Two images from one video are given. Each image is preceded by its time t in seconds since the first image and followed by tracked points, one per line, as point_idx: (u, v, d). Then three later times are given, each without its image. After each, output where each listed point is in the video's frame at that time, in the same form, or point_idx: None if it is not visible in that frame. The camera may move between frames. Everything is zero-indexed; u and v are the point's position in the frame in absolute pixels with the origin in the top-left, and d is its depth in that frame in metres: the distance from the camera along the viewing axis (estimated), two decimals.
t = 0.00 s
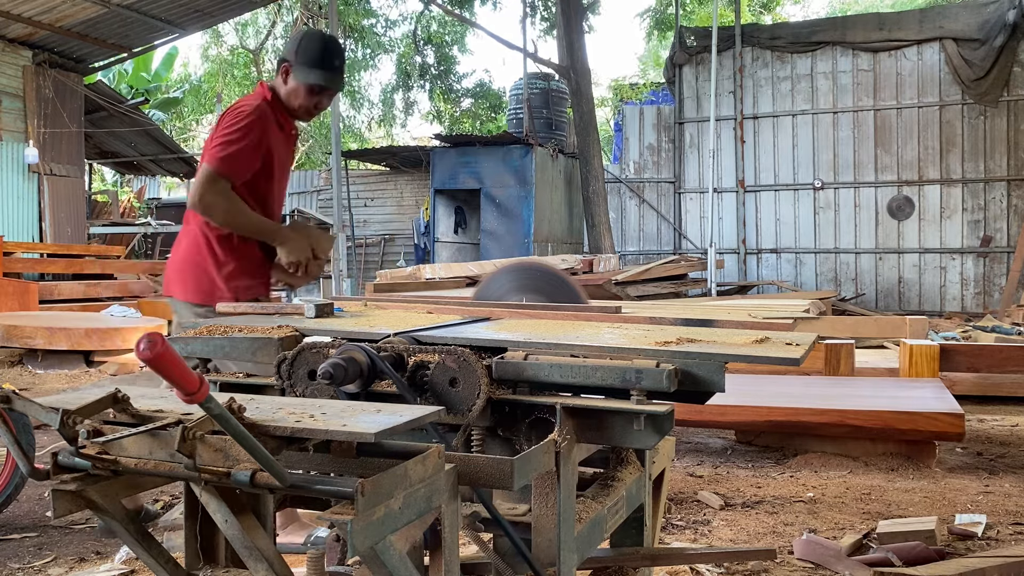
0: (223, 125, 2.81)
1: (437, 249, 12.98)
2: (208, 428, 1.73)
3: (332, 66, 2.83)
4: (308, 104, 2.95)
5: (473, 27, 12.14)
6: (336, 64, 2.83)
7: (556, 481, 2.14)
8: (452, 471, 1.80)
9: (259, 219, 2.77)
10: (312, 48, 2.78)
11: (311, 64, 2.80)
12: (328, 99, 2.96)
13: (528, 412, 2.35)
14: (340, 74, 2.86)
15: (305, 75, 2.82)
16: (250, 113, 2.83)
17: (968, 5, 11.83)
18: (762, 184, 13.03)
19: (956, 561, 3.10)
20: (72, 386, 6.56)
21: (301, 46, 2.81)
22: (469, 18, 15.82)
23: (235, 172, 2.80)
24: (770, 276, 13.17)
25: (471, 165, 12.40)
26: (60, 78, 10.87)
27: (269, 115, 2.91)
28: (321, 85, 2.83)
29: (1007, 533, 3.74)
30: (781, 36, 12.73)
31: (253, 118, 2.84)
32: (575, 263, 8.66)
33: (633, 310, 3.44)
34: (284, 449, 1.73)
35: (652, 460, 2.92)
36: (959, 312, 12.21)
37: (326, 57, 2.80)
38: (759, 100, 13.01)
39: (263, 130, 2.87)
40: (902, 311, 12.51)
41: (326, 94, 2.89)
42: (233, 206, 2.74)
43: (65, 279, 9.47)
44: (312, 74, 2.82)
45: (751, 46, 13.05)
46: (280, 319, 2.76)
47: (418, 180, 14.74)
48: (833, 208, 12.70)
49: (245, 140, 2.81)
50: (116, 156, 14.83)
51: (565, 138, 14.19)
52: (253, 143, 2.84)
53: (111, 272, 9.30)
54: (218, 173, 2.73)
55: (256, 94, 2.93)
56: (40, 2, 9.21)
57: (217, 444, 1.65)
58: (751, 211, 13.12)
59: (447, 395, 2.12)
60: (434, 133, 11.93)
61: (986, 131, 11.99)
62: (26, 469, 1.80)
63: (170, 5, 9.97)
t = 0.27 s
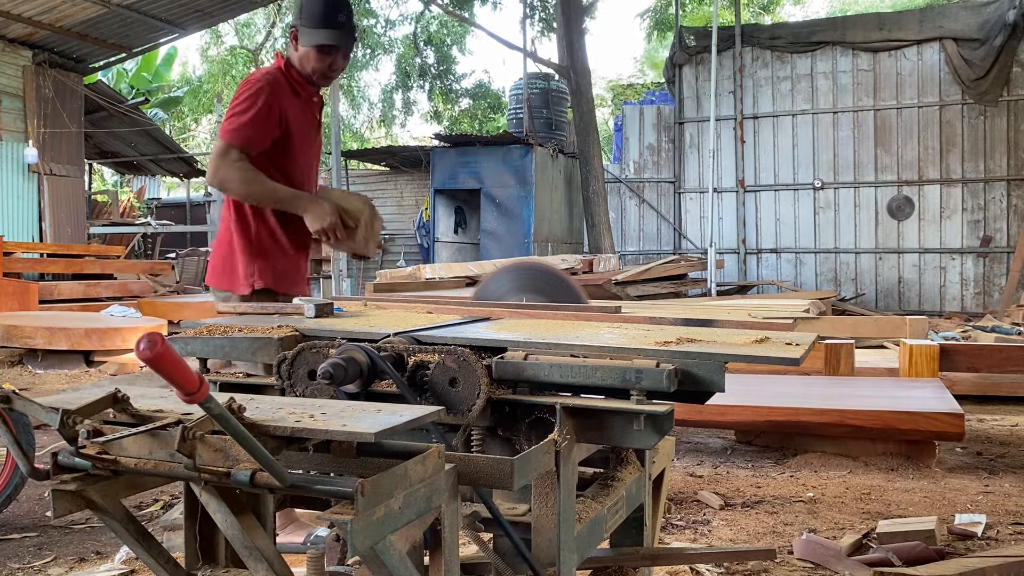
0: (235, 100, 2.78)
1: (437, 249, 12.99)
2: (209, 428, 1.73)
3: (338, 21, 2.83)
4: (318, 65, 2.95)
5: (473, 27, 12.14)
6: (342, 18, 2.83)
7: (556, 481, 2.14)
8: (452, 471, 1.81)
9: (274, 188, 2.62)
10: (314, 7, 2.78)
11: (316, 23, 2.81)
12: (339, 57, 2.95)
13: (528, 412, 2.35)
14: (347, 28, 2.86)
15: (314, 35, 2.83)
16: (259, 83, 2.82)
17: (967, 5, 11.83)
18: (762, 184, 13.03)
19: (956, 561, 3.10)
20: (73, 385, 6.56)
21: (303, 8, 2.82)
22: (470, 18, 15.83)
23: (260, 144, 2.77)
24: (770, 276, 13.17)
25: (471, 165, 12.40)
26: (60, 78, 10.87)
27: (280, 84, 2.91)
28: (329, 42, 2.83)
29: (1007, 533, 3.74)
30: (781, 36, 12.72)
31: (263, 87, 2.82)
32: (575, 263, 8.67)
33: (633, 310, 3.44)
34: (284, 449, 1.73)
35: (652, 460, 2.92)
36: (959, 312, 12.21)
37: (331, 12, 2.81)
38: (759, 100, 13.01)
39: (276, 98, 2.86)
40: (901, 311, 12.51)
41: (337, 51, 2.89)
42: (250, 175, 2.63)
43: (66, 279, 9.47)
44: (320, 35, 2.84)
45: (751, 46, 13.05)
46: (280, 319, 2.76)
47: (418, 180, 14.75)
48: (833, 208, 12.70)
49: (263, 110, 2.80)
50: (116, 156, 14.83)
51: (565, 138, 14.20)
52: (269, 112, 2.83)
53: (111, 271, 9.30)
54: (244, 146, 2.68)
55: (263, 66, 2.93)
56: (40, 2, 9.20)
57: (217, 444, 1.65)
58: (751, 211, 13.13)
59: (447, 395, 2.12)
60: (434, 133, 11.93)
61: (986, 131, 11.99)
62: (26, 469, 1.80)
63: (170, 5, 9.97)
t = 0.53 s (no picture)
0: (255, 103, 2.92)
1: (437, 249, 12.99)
2: (208, 428, 1.73)
3: (366, 16, 2.88)
4: (347, 61, 3.00)
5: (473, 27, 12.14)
6: (368, 16, 2.89)
7: (556, 481, 2.13)
8: (452, 471, 1.81)
9: (291, 186, 2.74)
10: (341, 4, 2.84)
11: (347, 19, 2.87)
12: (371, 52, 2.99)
13: (528, 412, 2.35)
14: (375, 24, 2.90)
15: (345, 30, 2.88)
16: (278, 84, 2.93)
17: (967, 5, 11.84)
18: (762, 184, 13.03)
19: (956, 561, 3.10)
20: (73, 386, 6.57)
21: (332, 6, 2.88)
22: (470, 18, 15.83)
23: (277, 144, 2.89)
24: (770, 276, 13.18)
25: (471, 165, 12.40)
26: (60, 78, 10.88)
27: (301, 82, 3.00)
28: (358, 38, 2.88)
29: (1007, 533, 3.74)
30: (781, 36, 12.72)
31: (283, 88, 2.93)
32: (575, 263, 8.68)
33: (632, 310, 3.44)
34: (284, 448, 1.73)
35: (652, 460, 2.92)
36: (960, 312, 12.21)
37: (360, 8, 2.86)
38: (759, 100, 13.01)
39: (297, 97, 2.96)
40: (901, 311, 12.51)
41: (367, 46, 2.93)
42: (271, 174, 2.79)
43: (66, 279, 9.48)
44: (352, 30, 2.88)
45: (751, 46, 13.05)
46: (280, 319, 2.76)
47: (418, 181, 14.75)
48: (833, 208, 12.70)
49: (281, 110, 2.91)
50: (116, 156, 14.84)
51: (565, 138, 14.20)
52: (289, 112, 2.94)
53: (111, 272, 9.30)
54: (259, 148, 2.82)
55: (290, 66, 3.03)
56: (41, 2, 9.20)
57: (217, 444, 1.65)
58: (751, 211, 13.13)
59: (447, 395, 2.12)
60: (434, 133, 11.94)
61: (986, 131, 11.99)
62: (27, 469, 1.80)
63: (170, 5, 9.97)
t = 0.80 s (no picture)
0: (304, 95, 3.17)
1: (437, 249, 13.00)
2: (208, 428, 1.73)
3: (425, 18, 2.99)
4: (399, 61, 3.15)
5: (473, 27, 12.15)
6: (427, 19, 2.99)
7: (556, 482, 2.13)
8: (452, 471, 1.81)
9: (321, 185, 2.80)
10: (400, 7, 2.97)
11: (407, 20, 2.98)
12: (423, 56, 3.13)
13: (528, 413, 2.35)
14: (434, 27, 3.02)
15: (405, 28, 2.99)
16: (327, 79, 3.16)
17: (967, 5, 11.84)
18: (762, 184, 13.03)
19: (956, 561, 3.10)
20: (73, 386, 6.57)
21: (391, 8, 3.01)
22: (469, 18, 15.83)
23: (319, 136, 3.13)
24: (770, 276, 13.17)
25: (471, 165, 12.39)
26: (60, 78, 10.88)
27: (349, 79, 3.23)
28: (415, 39, 3.00)
29: (1007, 533, 3.74)
30: (781, 36, 12.72)
31: (331, 83, 3.16)
32: (575, 263, 8.69)
33: (632, 309, 3.44)
34: (284, 449, 1.73)
35: (652, 460, 2.92)
36: (959, 312, 12.22)
37: (420, 9, 2.97)
38: (759, 100, 13.01)
39: (341, 93, 3.20)
40: (901, 311, 12.52)
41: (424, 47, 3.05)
42: (306, 169, 2.88)
43: (66, 279, 9.48)
44: (411, 30, 3.00)
45: (751, 46, 13.04)
46: (280, 318, 2.76)
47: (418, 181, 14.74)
48: (833, 208, 12.70)
49: (326, 104, 3.15)
50: (116, 156, 14.84)
51: (565, 138, 14.20)
52: (333, 106, 3.18)
53: (110, 272, 9.30)
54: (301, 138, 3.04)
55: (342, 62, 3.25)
56: (41, 2, 9.20)
57: (217, 444, 1.65)
58: (751, 211, 13.13)
59: (447, 395, 2.12)
60: (434, 133, 11.95)
61: (986, 131, 12.00)
62: (26, 469, 1.80)
63: (170, 5, 9.97)
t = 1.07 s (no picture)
0: (325, 87, 3.19)
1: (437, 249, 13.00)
2: (208, 428, 1.73)
3: (431, 11, 3.03)
4: (407, 55, 3.19)
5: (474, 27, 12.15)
6: (433, 10, 3.02)
7: (556, 482, 2.13)
8: (452, 471, 1.80)
9: (344, 196, 2.96)
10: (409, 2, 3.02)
11: (413, 12, 3.02)
12: (433, 49, 3.15)
13: (527, 413, 2.35)
14: (441, 19, 3.04)
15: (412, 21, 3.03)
16: (348, 72, 3.20)
17: (967, 5, 11.84)
18: (762, 184, 13.03)
19: (956, 561, 3.10)
20: (73, 386, 6.57)
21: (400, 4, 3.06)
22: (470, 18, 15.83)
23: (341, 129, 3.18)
24: (770, 276, 13.17)
25: (471, 165, 12.39)
26: (60, 78, 10.88)
27: (368, 72, 3.27)
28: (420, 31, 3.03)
29: (1008, 533, 3.74)
30: (781, 36, 12.71)
31: (352, 76, 3.21)
32: (575, 263, 8.69)
33: (632, 310, 3.44)
34: (284, 449, 1.73)
35: (652, 460, 2.92)
36: (960, 312, 12.22)
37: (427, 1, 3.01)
38: (759, 100, 13.01)
39: (360, 87, 3.24)
40: (902, 311, 12.52)
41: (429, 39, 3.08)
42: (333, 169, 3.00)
43: (66, 279, 9.48)
44: (418, 23, 3.04)
45: (751, 46, 13.04)
46: (280, 318, 2.76)
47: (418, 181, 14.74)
48: (833, 208, 12.70)
49: (345, 97, 3.19)
50: (116, 156, 14.84)
51: (565, 138, 14.20)
52: (353, 100, 3.23)
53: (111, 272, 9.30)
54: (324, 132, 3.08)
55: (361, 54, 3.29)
56: (41, 2, 9.20)
57: (217, 444, 1.65)
58: (751, 211, 13.13)
59: (447, 395, 2.12)
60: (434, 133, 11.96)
61: (986, 131, 12.00)
62: (26, 469, 1.80)
63: (170, 5, 9.97)
